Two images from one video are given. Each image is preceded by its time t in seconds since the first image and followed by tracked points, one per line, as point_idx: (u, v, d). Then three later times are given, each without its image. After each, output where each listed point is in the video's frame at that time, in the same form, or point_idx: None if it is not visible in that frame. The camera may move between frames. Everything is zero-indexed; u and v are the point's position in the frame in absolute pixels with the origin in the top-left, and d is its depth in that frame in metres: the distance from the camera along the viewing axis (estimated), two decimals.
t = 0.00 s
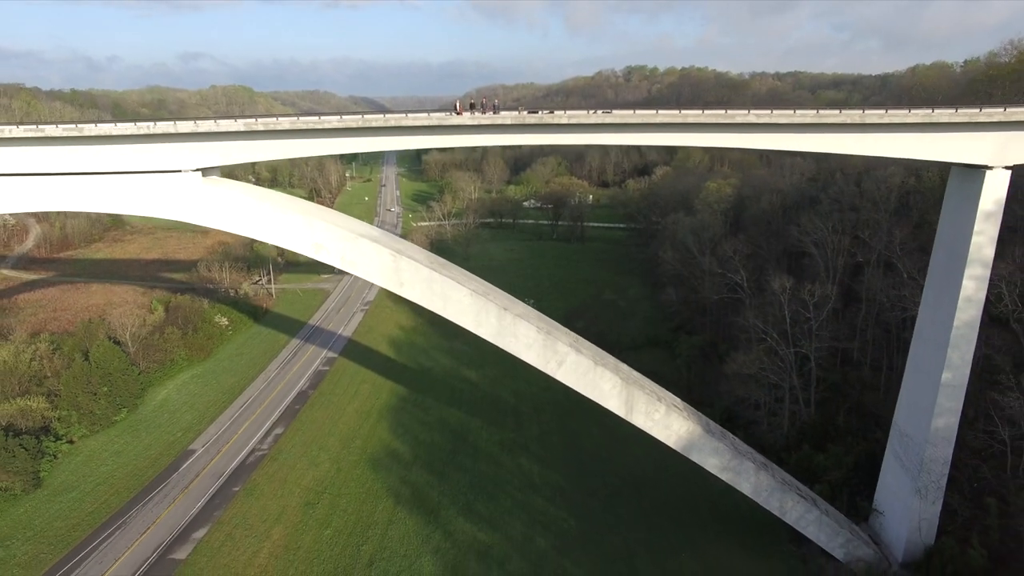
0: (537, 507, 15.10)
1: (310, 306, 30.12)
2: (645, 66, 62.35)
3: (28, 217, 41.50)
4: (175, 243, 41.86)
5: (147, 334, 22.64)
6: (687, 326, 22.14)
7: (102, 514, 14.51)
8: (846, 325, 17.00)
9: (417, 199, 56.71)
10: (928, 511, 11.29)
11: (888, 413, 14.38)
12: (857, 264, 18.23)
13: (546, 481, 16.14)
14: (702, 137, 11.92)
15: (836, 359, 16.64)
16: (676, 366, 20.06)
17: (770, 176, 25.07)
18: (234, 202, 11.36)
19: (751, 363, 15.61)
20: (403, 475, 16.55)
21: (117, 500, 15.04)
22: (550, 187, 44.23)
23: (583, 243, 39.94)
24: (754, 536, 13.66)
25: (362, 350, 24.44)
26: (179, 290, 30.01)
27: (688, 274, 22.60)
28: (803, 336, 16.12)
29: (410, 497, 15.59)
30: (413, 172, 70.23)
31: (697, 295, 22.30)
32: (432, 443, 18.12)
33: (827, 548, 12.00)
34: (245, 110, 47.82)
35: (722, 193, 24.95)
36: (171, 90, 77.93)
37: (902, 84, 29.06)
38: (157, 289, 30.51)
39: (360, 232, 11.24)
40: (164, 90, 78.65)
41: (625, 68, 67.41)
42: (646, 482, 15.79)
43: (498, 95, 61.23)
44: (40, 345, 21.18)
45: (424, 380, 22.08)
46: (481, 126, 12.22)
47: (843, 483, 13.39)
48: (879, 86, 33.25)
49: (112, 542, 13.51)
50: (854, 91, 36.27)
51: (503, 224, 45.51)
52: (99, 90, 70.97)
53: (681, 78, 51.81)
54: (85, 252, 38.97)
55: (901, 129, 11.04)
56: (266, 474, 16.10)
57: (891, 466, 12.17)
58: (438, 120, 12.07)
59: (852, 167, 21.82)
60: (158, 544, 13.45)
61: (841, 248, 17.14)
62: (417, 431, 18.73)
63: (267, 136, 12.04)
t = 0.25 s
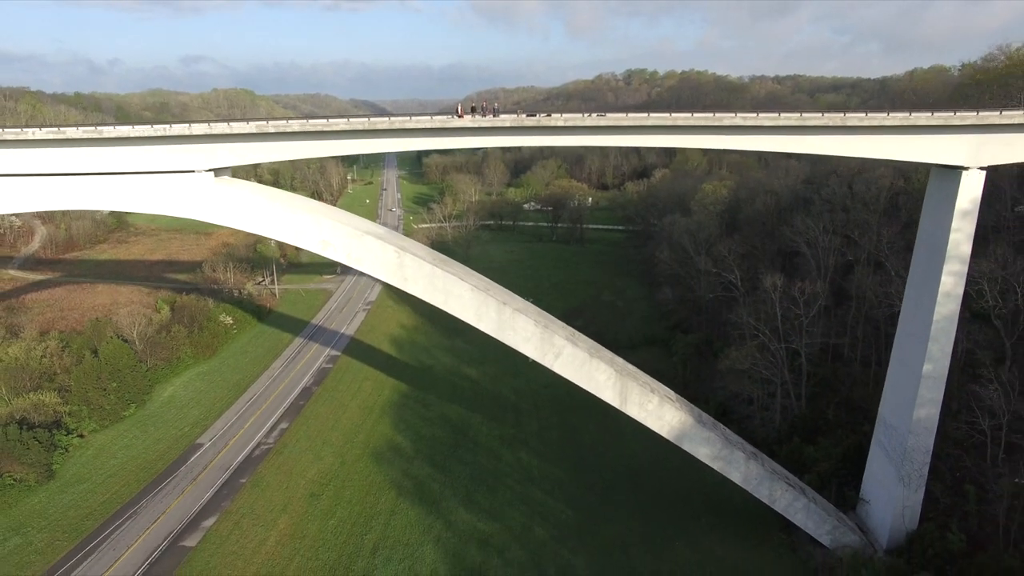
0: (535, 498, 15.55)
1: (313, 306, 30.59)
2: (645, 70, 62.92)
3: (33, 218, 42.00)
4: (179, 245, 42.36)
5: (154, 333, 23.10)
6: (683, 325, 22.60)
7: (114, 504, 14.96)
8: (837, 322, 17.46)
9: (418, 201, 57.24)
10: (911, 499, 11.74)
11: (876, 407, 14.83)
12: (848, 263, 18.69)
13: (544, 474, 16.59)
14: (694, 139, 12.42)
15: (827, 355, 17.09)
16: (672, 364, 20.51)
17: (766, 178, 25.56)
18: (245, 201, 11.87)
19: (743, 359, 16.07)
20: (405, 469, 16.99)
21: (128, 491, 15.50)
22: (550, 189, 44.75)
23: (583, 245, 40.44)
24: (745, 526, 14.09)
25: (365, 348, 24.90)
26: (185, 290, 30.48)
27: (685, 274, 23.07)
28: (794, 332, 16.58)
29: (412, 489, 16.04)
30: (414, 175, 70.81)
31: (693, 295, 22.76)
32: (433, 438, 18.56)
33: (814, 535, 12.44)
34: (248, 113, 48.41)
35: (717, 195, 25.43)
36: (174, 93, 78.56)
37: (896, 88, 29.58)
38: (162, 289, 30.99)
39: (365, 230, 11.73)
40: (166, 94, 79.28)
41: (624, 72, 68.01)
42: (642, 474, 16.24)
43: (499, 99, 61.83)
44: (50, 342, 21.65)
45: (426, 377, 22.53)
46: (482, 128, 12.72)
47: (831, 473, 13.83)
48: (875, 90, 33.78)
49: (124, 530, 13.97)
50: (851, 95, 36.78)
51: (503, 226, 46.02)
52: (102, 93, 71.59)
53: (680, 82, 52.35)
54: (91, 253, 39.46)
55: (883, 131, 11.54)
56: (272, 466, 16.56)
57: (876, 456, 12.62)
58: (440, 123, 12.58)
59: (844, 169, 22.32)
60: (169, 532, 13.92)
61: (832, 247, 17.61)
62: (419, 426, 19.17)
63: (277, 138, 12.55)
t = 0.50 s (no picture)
0: (534, 490, 16.00)
1: (316, 306, 31.10)
2: (644, 73, 63.51)
3: (38, 220, 42.51)
4: (183, 246, 42.89)
5: (160, 331, 23.59)
6: (679, 323, 23.06)
7: (125, 495, 15.43)
8: (828, 320, 17.92)
9: (419, 203, 57.82)
10: (895, 487, 12.20)
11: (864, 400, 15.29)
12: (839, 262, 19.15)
13: (542, 467, 17.04)
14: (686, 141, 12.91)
15: (818, 351, 17.55)
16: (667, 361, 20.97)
17: (761, 180, 26.06)
18: (255, 200, 12.37)
19: (735, 355, 16.55)
20: (407, 462, 17.45)
21: (138, 483, 15.97)
22: (550, 191, 45.30)
23: (582, 246, 40.96)
24: (737, 515, 14.55)
25: (367, 346, 25.39)
26: (189, 290, 30.98)
27: (681, 273, 23.55)
28: (786, 329, 17.04)
29: (414, 482, 16.49)
30: (415, 178, 71.41)
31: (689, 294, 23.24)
32: (434, 432, 19.02)
33: (803, 522, 12.89)
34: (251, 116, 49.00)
35: (713, 196, 25.92)
36: (176, 97, 79.23)
37: (890, 92, 30.11)
38: (167, 289, 31.50)
39: (370, 227, 12.21)
40: (168, 97, 79.96)
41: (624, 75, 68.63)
42: (638, 467, 16.69)
43: (499, 102, 62.46)
44: (60, 340, 22.14)
45: (426, 375, 23.00)
46: (482, 131, 13.22)
47: (820, 464, 14.29)
48: (870, 94, 34.31)
49: (135, 518, 14.45)
50: (847, 99, 37.33)
51: (503, 228, 46.55)
52: (105, 97, 72.25)
53: (679, 86, 52.91)
54: (96, 255, 39.98)
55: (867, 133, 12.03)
56: (278, 459, 17.03)
57: (863, 446, 13.07)
58: (441, 125, 13.07)
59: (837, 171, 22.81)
60: (179, 521, 14.40)
61: (823, 247, 18.08)
62: (420, 422, 19.63)
63: (286, 140, 13.04)
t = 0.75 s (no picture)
0: (532, 482, 16.46)
1: (319, 306, 31.61)
2: (643, 77, 64.14)
3: (44, 222, 43.05)
4: (186, 247, 43.44)
5: (167, 330, 24.08)
6: (675, 322, 23.53)
7: (135, 486, 15.91)
8: (819, 317, 18.40)
9: (419, 206, 58.38)
10: (880, 476, 12.66)
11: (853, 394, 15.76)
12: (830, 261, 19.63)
13: (540, 460, 17.51)
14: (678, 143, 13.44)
15: (809, 348, 18.02)
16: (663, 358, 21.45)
17: (755, 182, 26.58)
18: (263, 200, 12.88)
19: (728, 350, 17.03)
20: (409, 456, 17.91)
21: (148, 475, 16.45)
22: (549, 194, 45.86)
23: (580, 248, 41.48)
24: (729, 506, 15.01)
25: (369, 345, 25.87)
26: (194, 291, 31.50)
27: (677, 273, 24.04)
28: (777, 326, 17.53)
29: (415, 474, 16.95)
30: (415, 181, 72.00)
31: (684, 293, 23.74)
32: (435, 427, 19.49)
33: (791, 511, 13.35)
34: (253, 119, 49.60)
35: (708, 197, 26.44)
36: (178, 100, 79.89)
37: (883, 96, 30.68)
38: (172, 289, 32.02)
39: (374, 225, 12.71)
40: (170, 100, 80.64)
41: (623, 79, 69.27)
42: (633, 460, 17.15)
43: (499, 105, 63.09)
44: (69, 338, 22.64)
45: (427, 372, 23.48)
46: (483, 134, 13.75)
47: (809, 455, 14.75)
48: (864, 98, 34.88)
49: (146, 508, 14.94)
50: (842, 102, 37.91)
51: (502, 230, 47.10)
52: (108, 100, 72.89)
53: (677, 89, 53.48)
54: (100, 256, 40.50)
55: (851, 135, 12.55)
56: (283, 453, 17.51)
57: (849, 437, 13.53)
58: (443, 128, 13.59)
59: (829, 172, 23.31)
60: (188, 511, 14.87)
61: (814, 246, 18.57)
62: (421, 417, 20.09)
63: (294, 142, 13.56)
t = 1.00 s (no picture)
0: (531, 474, 16.94)
1: (321, 306, 32.12)
2: (643, 80, 64.77)
3: (48, 223, 43.53)
4: (189, 249, 43.98)
5: (173, 328, 24.58)
6: (671, 321, 24.02)
7: (145, 478, 16.39)
8: (810, 315, 18.91)
9: (420, 208, 58.94)
10: (864, 465, 13.17)
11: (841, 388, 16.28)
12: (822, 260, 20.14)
13: (538, 453, 17.99)
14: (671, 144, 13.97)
15: (800, 344, 18.53)
16: (659, 356, 21.96)
17: (749, 183, 27.11)
18: (272, 199, 13.38)
19: (721, 346, 17.55)
20: (411, 449, 18.38)
21: (157, 467, 16.94)
22: (548, 196, 46.42)
23: (579, 249, 42.00)
24: (721, 496, 15.51)
25: (371, 343, 26.37)
26: (198, 291, 32.00)
27: (672, 272, 24.56)
28: (768, 322, 18.04)
29: (417, 467, 17.44)
30: (416, 183, 72.55)
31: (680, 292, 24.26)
32: (436, 423, 19.99)
33: (780, 499, 13.84)
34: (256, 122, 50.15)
35: (704, 199, 26.97)
36: (180, 103, 80.52)
37: (877, 99, 31.24)
38: (176, 289, 32.50)
39: (378, 223, 13.23)
40: (171, 103, 81.25)
41: (622, 82, 69.86)
42: (629, 453, 17.64)
43: (499, 109, 63.66)
44: (77, 336, 23.14)
45: (428, 370, 23.96)
46: (483, 136, 14.27)
47: (798, 447, 15.25)
48: (859, 102, 35.47)
49: (157, 498, 15.44)
50: (837, 105, 38.49)
51: (502, 232, 47.64)
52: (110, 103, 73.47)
53: (675, 93, 54.05)
54: (105, 257, 40.99)
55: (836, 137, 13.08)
56: (288, 446, 18.00)
57: (836, 429, 14.03)
58: (445, 130, 14.12)
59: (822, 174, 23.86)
60: (198, 500, 15.36)
61: (805, 245, 19.09)
62: (423, 413, 20.58)
63: (301, 144, 14.07)
